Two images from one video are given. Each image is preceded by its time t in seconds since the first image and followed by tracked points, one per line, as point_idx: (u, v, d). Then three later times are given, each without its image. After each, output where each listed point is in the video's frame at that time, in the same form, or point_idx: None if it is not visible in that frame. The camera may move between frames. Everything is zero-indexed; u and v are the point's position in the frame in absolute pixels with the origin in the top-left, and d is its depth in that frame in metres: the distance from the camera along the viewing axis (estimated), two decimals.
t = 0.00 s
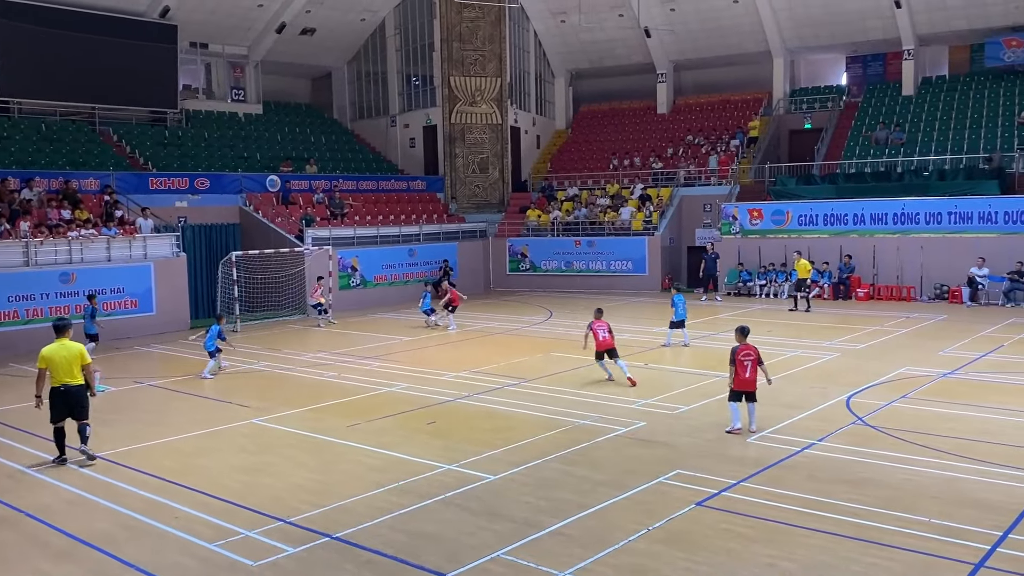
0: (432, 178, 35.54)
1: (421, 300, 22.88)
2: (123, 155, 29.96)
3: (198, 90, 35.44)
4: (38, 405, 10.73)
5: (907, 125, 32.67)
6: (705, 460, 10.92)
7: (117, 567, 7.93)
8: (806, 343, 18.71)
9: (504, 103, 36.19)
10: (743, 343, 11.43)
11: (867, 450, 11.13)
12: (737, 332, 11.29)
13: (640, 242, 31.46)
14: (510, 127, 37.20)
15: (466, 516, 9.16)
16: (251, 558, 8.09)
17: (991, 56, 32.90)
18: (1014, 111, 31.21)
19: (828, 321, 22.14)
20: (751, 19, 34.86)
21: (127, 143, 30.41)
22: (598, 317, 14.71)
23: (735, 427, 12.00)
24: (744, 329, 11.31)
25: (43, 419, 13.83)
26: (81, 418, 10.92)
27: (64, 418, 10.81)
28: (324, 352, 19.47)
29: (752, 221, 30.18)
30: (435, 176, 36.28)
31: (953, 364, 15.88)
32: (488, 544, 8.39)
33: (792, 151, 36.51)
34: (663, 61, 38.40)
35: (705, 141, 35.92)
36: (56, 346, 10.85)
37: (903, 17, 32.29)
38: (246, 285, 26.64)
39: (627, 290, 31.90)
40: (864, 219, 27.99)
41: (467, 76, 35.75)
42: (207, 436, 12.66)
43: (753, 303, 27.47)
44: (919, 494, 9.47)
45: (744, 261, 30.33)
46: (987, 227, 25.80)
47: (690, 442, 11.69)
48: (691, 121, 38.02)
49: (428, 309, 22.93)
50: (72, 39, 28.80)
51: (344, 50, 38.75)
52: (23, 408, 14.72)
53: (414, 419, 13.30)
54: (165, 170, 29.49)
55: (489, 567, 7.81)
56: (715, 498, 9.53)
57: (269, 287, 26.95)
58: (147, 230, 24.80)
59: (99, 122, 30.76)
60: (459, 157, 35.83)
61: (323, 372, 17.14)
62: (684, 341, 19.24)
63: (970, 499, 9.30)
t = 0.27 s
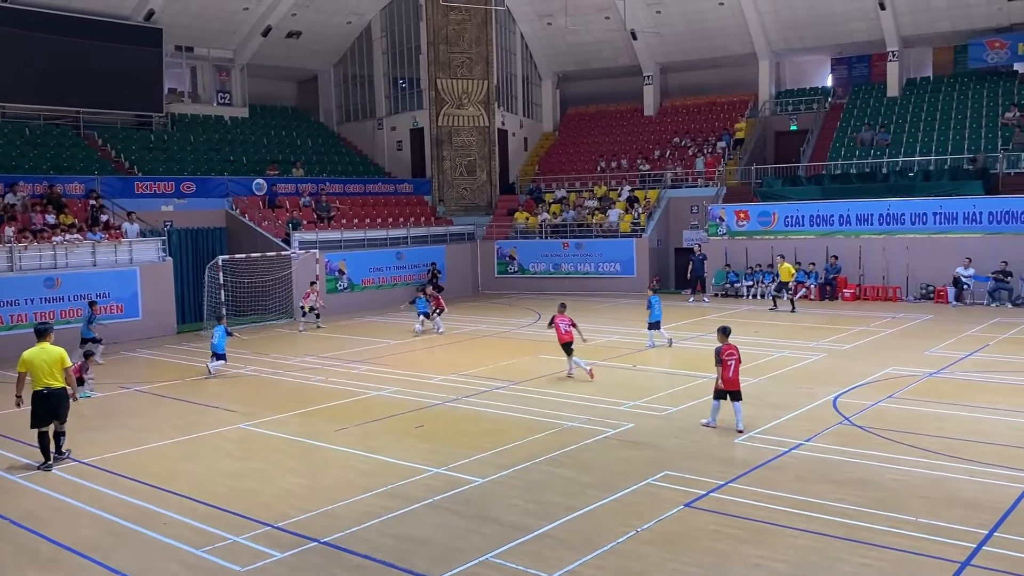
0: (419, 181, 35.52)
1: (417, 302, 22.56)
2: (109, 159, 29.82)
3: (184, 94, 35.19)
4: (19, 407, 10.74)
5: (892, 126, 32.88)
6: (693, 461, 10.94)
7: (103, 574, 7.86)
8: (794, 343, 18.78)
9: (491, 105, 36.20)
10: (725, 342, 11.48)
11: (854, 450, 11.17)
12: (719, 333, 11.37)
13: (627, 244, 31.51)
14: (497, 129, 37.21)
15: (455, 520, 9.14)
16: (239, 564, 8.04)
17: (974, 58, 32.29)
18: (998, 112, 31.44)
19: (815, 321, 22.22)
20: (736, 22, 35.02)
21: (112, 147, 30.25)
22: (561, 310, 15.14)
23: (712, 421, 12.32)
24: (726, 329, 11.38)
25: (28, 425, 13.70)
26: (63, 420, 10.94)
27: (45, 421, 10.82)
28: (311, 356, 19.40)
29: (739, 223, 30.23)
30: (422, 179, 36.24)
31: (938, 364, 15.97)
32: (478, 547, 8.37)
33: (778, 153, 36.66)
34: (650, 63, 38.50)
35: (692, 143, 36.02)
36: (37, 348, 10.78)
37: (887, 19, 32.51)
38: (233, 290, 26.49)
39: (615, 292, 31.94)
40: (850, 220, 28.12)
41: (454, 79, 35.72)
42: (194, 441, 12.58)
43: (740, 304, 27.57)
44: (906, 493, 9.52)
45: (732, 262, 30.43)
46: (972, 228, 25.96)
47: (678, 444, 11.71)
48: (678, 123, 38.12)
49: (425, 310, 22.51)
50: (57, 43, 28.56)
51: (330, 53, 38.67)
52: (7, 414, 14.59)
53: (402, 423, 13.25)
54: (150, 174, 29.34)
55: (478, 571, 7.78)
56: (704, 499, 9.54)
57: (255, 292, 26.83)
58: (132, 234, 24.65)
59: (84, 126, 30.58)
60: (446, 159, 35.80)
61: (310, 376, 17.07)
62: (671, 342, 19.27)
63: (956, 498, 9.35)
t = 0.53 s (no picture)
0: (408, 182, 35.49)
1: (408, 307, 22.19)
2: (95, 162, 29.66)
3: (169, 96, 35.43)
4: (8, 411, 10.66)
5: (878, 125, 33.04)
6: (682, 461, 10.95)
7: None
8: (783, 343, 18.83)
9: (479, 106, 36.18)
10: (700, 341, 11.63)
11: (842, 449, 11.20)
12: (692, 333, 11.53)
13: (616, 245, 31.55)
14: (486, 130, 37.20)
15: (445, 522, 9.12)
16: (228, 568, 7.99)
17: (960, 57, 32.12)
18: (983, 111, 31.63)
19: (804, 321, 22.29)
20: (723, 22, 35.13)
21: (98, 150, 30.10)
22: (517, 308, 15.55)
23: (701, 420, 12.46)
24: (698, 328, 11.50)
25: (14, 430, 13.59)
26: (51, 424, 10.85)
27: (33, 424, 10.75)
28: (300, 359, 19.33)
29: (727, 223, 30.34)
30: (411, 180, 36.20)
31: (926, 362, 16.04)
32: (467, 549, 8.35)
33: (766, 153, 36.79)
34: (638, 64, 38.57)
35: (680, 144, 36.12)
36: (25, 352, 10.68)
37: (873, 19, 32.66)
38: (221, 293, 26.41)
39: (604, 292, 31.96)
40: (837, 220, 28.24)
41: (442, 80, 35.67)
42: (182, 445, 12.51)
43: (729, 304, 27.66)
44: (894, 492, 9.56)
45: (720, 262, 30.50)
46: (958, 227, 26.11)
47: (668, 444, 11.72)
48: (666, 124, 38.20)
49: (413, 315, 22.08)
50: (40, 45, 28.32)
51: (318, 55, 38.57)
52: None
53: (391, 425, 13.22)
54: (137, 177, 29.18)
55: (468, 572, 7.77)
56: (694, 499, 9.55)
57: (244, 296, 26.79)
58: (119, 237, 24.49)
59: (70, 129, 30.41)
60: (435, 161, 35.76)
61: (299, 379, 17.01)
62: (661, 342, 19.30)
63: (943, 496, 9.40)
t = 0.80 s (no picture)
0: (399, 183, 35.45)
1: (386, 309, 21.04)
2: (84, 163, 29.52)
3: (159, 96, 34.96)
4: None
5: (867, 124, 33.19)
6: (675, 459, 10.96)
7: None
8: (773, 341, 18.89)
9: (470, 106, 36.15)
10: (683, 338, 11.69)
11: (833, 446, 11.24)
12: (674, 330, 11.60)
13: (607, 244, 31.57)
14: (476, 130, 37.17)
15: (437, 522, 9.10)
16: (219, 570, 7.96)
17: (947, 56, 32.37)
18: (971, 109, 31.81)
19: (794, 319, 22.37)
20: (712, 21, 35.20)
21: (87, 151, 29.95)
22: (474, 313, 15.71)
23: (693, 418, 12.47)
24: (681, 325, 11.56)
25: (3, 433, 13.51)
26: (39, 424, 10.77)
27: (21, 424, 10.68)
28: (291, 360, 19.28)
29: (718, 222, 30.39)
30: (401, 180, 36.17)
31: (916, 360, 16.12)
32: (460, 549, 8.34)
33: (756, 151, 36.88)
34: (627, 63, 38.63)
35: (670, 143, 36.20)
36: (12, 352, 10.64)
37: (861, 18, 32.79)
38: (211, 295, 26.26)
39: (595, 292, 31.99)
40: (827, 218, 28.36)
41: (432, 80, 35.62)
42: (172, 447, 12.46)
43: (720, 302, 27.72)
44: (885, 489, 9.59)
45: (711, 261, 30.52)
46: (947, 224, 26.24)
47: (660, 442, 11.74)
48: (657, 123, 38.25)
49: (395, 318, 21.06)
50: (27, 46, 28.13)
51: (307, 55, 38.47)
52: None
53: (383, 426, 13.20)
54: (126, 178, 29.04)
55: (461, 572, 7.77)
56: (686, 497, 9.56)
57: (234, 297, 26.67)
58: (108, 238, 24.36)
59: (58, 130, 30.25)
60: (425, 160, 35.72)
61: (291, 380, 16.96)
62: (652, 341, 19.34)
63: (934, 492, 9.43)
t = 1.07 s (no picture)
0: (390, 182, 35.41)
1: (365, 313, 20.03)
2: (74, 164, 29.40)
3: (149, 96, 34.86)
4: None
5: (858, 121, 33.29)
6: (668, 457, 10.98)
7: None
8: (765, 338, 18.93)
9: (461, 105, 36.10)
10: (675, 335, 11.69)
11: (825, 442, 11.28)
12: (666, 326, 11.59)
13: (599, 242, 31.59)
14: (468, 129, 37.13)
15: (431, 521, 9.10)
16: (212, 571, 7.93)
17: (937, 53, 32.41)
18: (961, 106, 31.94)
19: (786, 316, 22.43)
20: (703, 18, 35.23)
21: (77, 152, 29.83)
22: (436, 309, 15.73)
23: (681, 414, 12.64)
24: (672, 321, 11.54)
25: None
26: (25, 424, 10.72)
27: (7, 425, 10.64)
28: (284, 360, 19.24)
29: (710, 219, 30.34)
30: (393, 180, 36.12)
31: (907, 356, 16.17)
32: (454, 548, 8.34)
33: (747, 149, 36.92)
34: (619, 61, 38.64)
35: (662, 141, 36.27)
36: None
37: (852, 15, 32.85)
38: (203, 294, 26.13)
39: (587, 290, 32.01)
40: (819, 215, 28.41)
41: (424, 79, 35.60)
42: (164, 448, 12.42)
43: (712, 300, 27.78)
44: (877, 485, 9.63)
45: (703, 259, 30.62)
46: (938, 221, 26.34)
47: (652, 440, 11.76)
48: (649, 121, 38.28)
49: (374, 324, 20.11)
50: (16, 46, 27.98)
51: (299, 54, 38.38)
52: None
53: (377, 425, 13.18)
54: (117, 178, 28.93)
55: (454, 571, 7.76)
56: (679, 494, 9.58)
57: (228, 297, 26.54)
58: (98, 239, 24.26)
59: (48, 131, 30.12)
60: (417, 160, 35.71)
61: (283, 380, 16.92)
62: (644, 339, 19.35)
63: (925, 488, 9.47)
